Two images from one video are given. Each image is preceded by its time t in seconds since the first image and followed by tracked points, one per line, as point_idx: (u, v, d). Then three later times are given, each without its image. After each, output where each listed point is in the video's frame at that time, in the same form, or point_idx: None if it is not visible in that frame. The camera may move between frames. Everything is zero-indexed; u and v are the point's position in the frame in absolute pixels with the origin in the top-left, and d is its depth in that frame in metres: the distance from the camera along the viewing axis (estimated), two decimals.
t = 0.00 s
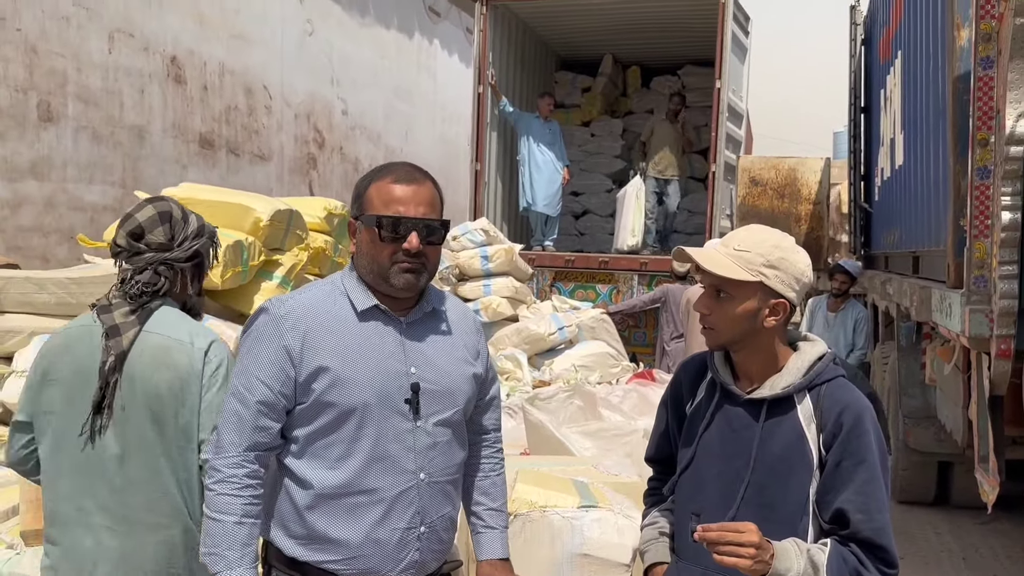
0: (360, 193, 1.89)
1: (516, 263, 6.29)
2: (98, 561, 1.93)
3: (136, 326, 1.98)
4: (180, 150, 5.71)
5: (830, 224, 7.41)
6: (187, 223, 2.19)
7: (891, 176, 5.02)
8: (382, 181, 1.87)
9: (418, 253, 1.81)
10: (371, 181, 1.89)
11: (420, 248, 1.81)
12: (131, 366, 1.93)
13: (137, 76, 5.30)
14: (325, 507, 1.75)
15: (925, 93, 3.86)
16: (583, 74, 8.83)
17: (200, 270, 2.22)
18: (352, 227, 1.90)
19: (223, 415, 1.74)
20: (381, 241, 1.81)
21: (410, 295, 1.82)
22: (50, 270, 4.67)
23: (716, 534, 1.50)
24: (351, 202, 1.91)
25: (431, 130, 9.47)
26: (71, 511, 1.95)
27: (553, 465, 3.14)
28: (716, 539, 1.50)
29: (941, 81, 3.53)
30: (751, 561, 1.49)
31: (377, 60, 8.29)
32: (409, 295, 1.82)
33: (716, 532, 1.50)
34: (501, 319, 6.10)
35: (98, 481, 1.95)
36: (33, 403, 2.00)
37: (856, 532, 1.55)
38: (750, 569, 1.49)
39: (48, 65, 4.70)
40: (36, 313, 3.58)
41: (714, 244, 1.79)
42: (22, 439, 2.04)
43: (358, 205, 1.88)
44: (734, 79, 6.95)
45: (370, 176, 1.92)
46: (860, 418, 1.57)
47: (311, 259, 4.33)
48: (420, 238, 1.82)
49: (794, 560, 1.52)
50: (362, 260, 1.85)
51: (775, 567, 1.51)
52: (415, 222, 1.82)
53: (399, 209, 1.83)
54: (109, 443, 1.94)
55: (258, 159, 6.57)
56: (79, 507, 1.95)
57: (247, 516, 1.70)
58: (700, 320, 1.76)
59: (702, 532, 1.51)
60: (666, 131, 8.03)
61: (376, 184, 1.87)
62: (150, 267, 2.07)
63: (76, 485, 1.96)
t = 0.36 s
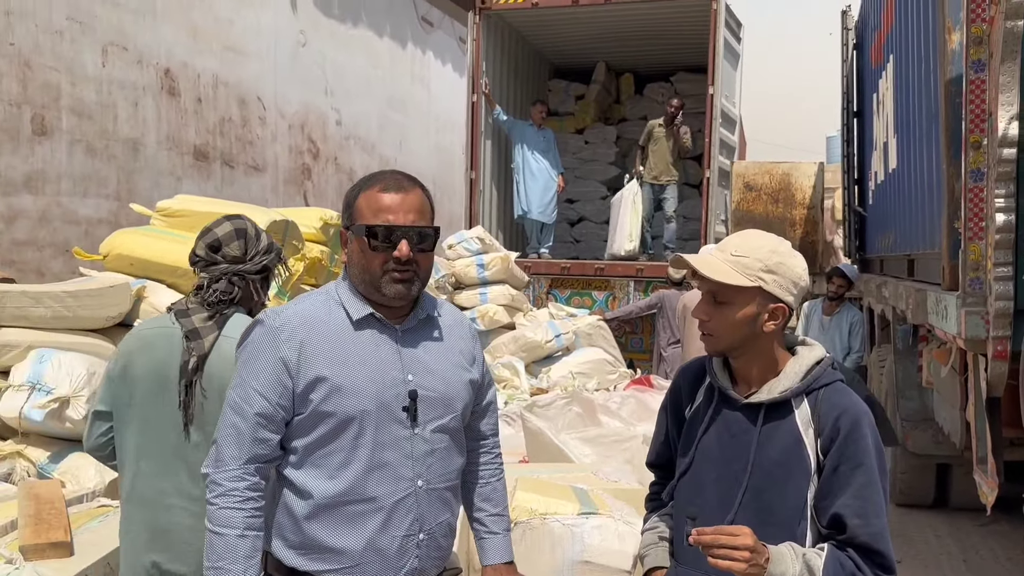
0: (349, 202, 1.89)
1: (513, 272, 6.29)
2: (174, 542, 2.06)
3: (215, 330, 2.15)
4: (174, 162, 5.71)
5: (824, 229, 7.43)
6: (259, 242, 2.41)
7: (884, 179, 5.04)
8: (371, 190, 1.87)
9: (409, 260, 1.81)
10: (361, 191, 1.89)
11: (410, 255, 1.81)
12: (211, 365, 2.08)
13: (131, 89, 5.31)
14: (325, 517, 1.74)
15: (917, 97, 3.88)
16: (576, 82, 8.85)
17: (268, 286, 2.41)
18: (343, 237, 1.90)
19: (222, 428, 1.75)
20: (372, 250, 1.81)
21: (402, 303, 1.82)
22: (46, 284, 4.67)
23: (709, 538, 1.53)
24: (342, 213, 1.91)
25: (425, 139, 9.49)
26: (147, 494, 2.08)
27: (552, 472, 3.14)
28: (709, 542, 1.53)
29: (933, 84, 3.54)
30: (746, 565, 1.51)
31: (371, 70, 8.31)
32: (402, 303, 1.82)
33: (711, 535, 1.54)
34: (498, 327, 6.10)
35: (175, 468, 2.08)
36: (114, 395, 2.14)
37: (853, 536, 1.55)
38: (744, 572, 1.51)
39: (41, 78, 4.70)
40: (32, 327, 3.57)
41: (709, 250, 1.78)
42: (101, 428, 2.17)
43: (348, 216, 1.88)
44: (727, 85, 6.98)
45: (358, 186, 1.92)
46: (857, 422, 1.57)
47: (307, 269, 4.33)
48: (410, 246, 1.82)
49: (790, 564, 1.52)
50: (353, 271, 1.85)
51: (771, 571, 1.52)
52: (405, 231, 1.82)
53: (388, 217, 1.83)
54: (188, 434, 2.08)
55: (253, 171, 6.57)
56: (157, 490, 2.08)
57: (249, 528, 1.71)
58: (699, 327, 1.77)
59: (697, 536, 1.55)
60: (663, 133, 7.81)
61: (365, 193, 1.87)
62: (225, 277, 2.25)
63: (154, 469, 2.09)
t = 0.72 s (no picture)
0: (350, 209, 1.90)
1: (510, 277, 6.29)
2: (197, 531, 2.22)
3: (226, 333, 2.28)
4: (170, 170, 5.72)
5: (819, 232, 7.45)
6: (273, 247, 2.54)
7: (879, 182, 5.06)
8: (372, 197, 1.88)
9: (408, 268, 1.82)
10: (360, 200, 1.89)
11: (409, 263, 1.81)
12: (224, 365, 2.23)
13: (126, 98, 5.31)
14: (325, 523, 1.74)
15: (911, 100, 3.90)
16: (571, 87, 8.88)
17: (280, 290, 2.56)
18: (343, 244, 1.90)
19: (222, 434, 1.75)
20: (371, 257, 1.81)
21: (401, 310, 1.82)
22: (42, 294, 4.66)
23: (715, 531, 1.50)
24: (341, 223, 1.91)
25: (421, 145, 9.51)
26: (171, 486, 2.24)
27: (551, 477, 3.14)
28: (713, 534, 1.50)
29: (926, 86, 3.56)
30: (751, 558, 1.49)
31: (366, 77, 8.33)
32: (401, 310, 1.82)
33: (716, 528, 1.51)
34: (495, 333, 6.10)
35: (195, 464, 2.24)
36: (137, 398, 2.27)
37: (854, 536, 1.53)
38: (751, 566, 1.49)
39: (36, 88, 4.70)
40: (28, 336, 3.57)
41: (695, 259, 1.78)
42: (125, 428, 2.31)
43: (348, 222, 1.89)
44: (722, 89, 7.01)
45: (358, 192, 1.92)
46: (859, 423, 1.57)
47: (305, 276, 4.32)
48: (409, 254, 1.82)
49: (792, 560, 1.50)
50: (352, 277, 1.85)
51: (773, 566, 1.50)
52: (405, 238, 1.82)
53: (388, 225, 1.84)
54: (205, 430, 2.23)
55: (248, 178, 6.58)
56: (180, 483, 2.23)
57: (249, 534, 1.71)
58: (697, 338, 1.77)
59: (701, 529, 1.51)
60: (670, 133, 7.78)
61: (365, 201, 1.88)
62: (242, 282, 2.40)
63: (175, 465, 2.24)
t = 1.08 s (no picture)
0: (363, 210, 1.86)
1: (508, 277, 6.29)
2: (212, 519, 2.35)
3: (219, 331, 2.39)
4: (166, 172, 5.71)
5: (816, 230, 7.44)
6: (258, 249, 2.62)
7: (877, 179, 5.06)
8: (387, 199, 1.85)
9: (428, 273, 1.83)
10: (362, 201, 1.88)
11: (430, 268, 1.83)
12: (222, 360, 2.35)
13: (122, 99, 5.30)
14: (323, 522, 1.74)
15: (909, 98, 3.90)
16: (568, 87, 8.87)
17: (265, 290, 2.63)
18: (352, 244, 1.86)
19: (220, 434, 1.75)
20: (393, 260, 1.81)
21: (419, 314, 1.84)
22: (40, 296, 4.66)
23: (663, 512, 1.52)
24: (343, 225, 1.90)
25: (418, 145, 9.50)
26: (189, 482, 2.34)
27: (550, 476, 3.14)
28: (661, 516, 1.52)
29: (924, 83, 3.56)
30: (698, 543, 1.50)
31: (363, 78, 8.32)
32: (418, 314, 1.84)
33: (666, 510, 1.53)
34: (493, 333, 6.10)
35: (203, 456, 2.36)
36: (140, 404, 2.36)
37: (826, 533, 1.50)
38: (697, 550, 1.50)
39: (31, 89, 4.69)
40: (26, 338, 3.56)
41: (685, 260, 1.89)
42: (132, 435, 2.41)
43: (361, 223, 1.85)
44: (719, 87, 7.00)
45: (365, 191, 1.89)
46: (831, 415, 1.55)
47: (302, 277, 4.31)
48: (430, 259, 1.83)
49: (750, 551, 1.51)
50: (367, 279, 1.82)
51: (726, 554, 1.50)
52: (427, 243, 1.83)
53: (408, 229, 1.82)
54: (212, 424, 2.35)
55: (245, 179, 6.57)
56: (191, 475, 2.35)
57: (246, 534, 1.71)
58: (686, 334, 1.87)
59: (653, 510, 1.54)
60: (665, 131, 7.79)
61: (381, 203, 1.84)
62: (228, 281, 2.51)
63: (184, 461, 2.35)
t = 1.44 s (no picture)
0: (400, 205, 1.83)
1: (510, 271, 6.30)
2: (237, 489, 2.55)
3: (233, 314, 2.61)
4: (168, 166, 5.70)
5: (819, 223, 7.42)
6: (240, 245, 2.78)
7: (880, 172, 5.05)
8: (428, 199, 1.84)
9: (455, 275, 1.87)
10: (400, 196, 1.85)
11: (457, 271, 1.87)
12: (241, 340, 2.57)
13: (124, 93, 5.29)
14: (335, 516, 1.74)
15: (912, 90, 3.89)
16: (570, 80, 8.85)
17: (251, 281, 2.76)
18: (384, 237, 1.82)
19: (227, 430, 1.73)
20: (431, 261, 1.81)
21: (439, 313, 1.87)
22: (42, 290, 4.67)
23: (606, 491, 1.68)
24: (368, 211, 1.87)
25: (420, 139, 9.48)
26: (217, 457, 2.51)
27: (553, 469, 3.14)
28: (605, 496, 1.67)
29: (928, 75, 3.54)
30: (632, 523, 1.63)
31: (365, 72, 8.31)
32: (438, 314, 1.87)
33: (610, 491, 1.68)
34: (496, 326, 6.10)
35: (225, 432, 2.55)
36: (159, 389, 2.49)
37: (774, 530, 1.52)
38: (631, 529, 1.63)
39: (33, 84, 4.69)
40: (29, 332, 3.55)
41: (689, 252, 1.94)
42: (150, 418, 2.55)
43: (399, 219, 1.82)
44: (721, 80, 6.98)
45: (397, 185, 1.86)
46: (786, 411, 1.56)
47: (305, 270, 4.30)
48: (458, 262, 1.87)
49: (690, 538, 1.59)
50: (401, 276, 1.80)
51: (662, 538, 1.61)
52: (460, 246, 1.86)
53: (446, 231, 1.84)
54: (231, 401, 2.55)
55: (247, 173, 6.57)
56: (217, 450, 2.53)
57: (256, 530, 1.70)
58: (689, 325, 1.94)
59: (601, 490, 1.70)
60: (658, 125, 7.81)
61: (420, 201, 1.83)
62: (217, 274, 2.68)
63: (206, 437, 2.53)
